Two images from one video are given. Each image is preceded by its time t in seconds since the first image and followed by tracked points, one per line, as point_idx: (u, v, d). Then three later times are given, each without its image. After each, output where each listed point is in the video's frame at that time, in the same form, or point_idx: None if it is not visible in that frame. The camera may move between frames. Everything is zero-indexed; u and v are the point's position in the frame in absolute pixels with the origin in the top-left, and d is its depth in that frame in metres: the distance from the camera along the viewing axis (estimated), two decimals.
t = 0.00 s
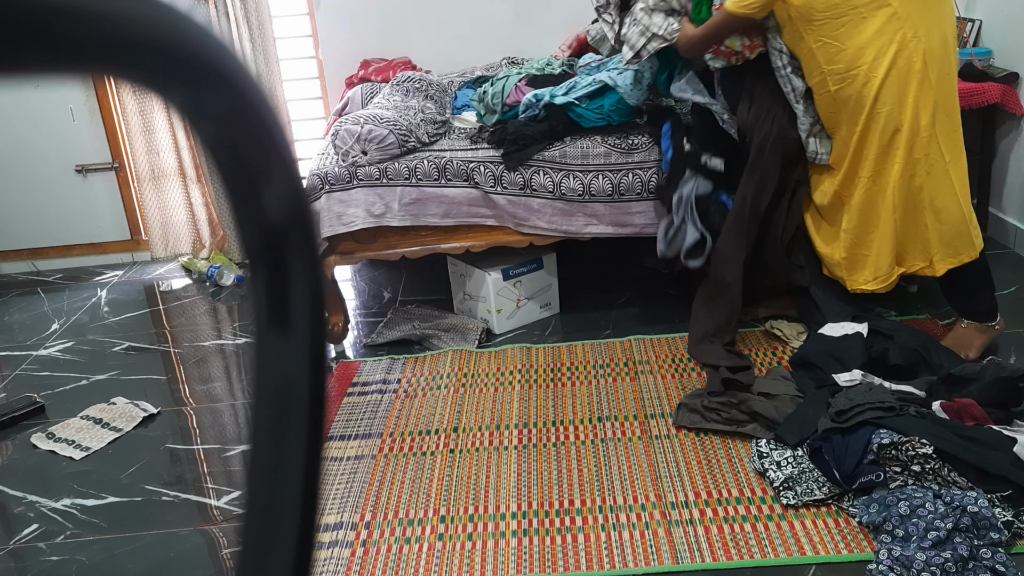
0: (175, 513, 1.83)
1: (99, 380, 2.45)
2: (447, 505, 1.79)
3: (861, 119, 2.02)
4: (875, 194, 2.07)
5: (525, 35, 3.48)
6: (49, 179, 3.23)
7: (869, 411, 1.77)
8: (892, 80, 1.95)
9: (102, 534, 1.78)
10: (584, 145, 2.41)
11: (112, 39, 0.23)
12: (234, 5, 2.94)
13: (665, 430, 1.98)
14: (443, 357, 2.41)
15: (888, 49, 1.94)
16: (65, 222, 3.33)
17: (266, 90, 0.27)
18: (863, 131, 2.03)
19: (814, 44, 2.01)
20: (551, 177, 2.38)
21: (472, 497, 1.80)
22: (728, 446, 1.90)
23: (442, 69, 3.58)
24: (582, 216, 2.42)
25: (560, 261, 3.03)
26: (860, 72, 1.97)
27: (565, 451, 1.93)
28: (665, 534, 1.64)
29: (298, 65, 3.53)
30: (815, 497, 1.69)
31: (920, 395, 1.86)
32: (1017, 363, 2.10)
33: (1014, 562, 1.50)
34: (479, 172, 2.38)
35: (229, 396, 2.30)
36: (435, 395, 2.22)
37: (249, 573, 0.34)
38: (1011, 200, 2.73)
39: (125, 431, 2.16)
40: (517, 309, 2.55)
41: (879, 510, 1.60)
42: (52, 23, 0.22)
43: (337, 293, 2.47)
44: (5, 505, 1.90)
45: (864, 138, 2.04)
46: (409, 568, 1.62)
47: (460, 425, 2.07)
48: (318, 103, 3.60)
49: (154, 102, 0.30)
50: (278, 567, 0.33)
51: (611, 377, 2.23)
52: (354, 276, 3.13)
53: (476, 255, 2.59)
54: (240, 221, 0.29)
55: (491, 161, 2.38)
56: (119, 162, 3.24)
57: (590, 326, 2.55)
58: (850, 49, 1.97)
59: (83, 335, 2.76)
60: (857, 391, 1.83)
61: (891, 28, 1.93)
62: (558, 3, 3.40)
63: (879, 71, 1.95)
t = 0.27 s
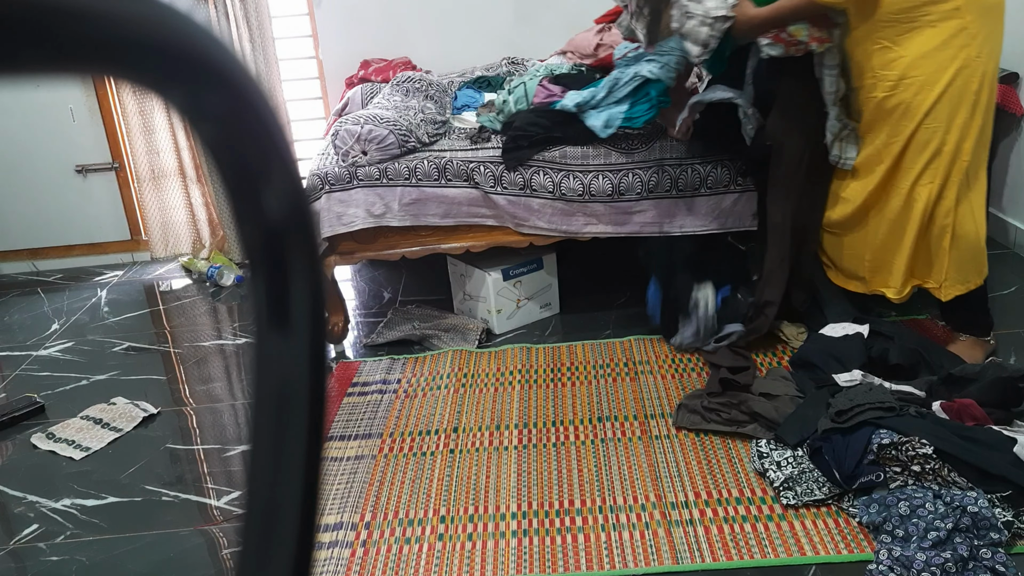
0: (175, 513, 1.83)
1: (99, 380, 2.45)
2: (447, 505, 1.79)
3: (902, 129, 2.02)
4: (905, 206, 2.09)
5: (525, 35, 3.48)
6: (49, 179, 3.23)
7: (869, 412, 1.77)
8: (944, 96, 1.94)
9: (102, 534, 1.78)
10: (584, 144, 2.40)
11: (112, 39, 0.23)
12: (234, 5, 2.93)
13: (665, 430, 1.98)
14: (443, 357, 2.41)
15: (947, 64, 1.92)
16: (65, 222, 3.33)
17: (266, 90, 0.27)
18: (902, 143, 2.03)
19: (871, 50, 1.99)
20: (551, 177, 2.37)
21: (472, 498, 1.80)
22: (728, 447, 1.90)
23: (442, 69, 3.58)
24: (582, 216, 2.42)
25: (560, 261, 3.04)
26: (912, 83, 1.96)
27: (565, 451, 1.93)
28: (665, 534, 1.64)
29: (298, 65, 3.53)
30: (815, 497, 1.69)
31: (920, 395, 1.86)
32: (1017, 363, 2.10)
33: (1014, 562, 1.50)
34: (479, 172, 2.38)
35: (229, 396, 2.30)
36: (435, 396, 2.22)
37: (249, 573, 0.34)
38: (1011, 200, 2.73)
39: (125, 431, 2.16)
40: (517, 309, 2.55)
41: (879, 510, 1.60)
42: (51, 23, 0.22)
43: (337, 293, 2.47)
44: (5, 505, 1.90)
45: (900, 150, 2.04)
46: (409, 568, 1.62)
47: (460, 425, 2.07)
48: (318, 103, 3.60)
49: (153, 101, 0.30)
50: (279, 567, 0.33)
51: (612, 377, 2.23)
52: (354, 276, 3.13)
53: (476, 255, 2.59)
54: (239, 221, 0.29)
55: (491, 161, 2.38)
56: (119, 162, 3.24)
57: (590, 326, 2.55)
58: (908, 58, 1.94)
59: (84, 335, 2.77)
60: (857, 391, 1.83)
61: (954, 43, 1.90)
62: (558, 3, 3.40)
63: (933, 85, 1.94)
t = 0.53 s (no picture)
0: (175, 513, 1.83)
1: (99, 380, 2.45)
2: (447, 505, 1.79)
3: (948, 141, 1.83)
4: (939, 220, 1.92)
5: (525, 36, 3.47)
6: (49, 179, 3.23)
7: (869, 412, 1.77)
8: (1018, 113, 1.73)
9: (102, 534, 1.78)
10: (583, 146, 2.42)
11: (113, 38, 0.23)
12: (234, 5, 2.94)
13: (665, 430, 1.98)
14: (443, 357, 2.41)
15: None
16: (65, 222, 3.33)
17: (266, 90, 0.27)
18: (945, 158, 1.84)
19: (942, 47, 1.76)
20: (551, 177, 2.38)
21: (472, 498, 1.80)
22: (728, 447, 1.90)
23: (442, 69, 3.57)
24: (583, 216, 2.42)
25: (560, 261, 3.04)
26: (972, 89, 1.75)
27: (565, 452, 1.93)
28: (665, 534, 1.64)
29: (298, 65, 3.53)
30: (815, 497, 1.69)
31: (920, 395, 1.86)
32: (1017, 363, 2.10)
33: (1014, 562, 1.50)
34: (479, 172, 2.38)
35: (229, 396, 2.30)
36: (435, 396, 2.22)
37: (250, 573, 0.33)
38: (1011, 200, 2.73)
39: (125, 431, 2.16)
40: (517, 309, 2.55)
41: (879, 510, 1.60)
42: (51, 25, 0.22)
43: (337, 293, 2.47)
44: (5, 505, 1.90)
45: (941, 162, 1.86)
46: (409, 568, 1.62)
47: (460, 425, 2.07)
48: (318, 103, 3.61)
49: (154, 102, 0.30)
50: (280, 567, 0.33)
51: (612, 377, 2.23)
52: (354, 276, 3.13)
53: (476, 255, 2.59)
54: (240, 222, 0.29)
55: (491, 161, 2.38)
56: (119, 162, 3.25)
57: (590, 326, 2.55)
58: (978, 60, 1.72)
59: (83, 335, 2.77)
60: (857, 391, 1.84)
61: None
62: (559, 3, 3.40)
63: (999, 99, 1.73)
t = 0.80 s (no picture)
0: (175, 514, 1.83)
1: (99, 380, 2.45)
2: (447, 505, 1.79)
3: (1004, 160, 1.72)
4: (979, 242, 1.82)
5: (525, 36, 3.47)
6: (49, 179, 3.23)
7: (869, 412, 1.76)
8: None
9: (102, 535, 1.78)
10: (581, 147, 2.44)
11: (113, 38, 0.23)
12: (234, 5, 2.94)
13: (665, 430, 1.98)
14: (443, 358, 2.41)
15: None
16: (65, 222, 3.33)
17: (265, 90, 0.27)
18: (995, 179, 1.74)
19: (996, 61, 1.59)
20: (551, 177, 2.38)
21: (472, 498, 1.80)
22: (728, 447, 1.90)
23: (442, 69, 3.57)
24: (583, 217, 2.43)
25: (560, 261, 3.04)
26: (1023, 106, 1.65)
27: (565, 452, 1.93)
28: (665, 534, 1.65)
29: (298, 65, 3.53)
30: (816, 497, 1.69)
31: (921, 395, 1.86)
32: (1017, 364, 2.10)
33: (1014, 562, 1.50)
34: (479, 172, 2.38)
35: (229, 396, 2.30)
36: (435, 396, 2.22)
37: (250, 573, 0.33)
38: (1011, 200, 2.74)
39: (125, 431, 2.16)
40: (517, 309, 2.55)
41: (879, 511, 1.60)
42: (50, 26, 0.22)
43: (337, 293, 2.47)
44: (5, 505, 1.90)
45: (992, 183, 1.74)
46: (409, 568, 1.62)
47: (460, 425, 2.07)
48: (318, 103, 3.60)
49: (153, 103, 0.30)
50: (280, 568, 0.33)
51: (612, 377, 2.23)
52: (354, 276, 3.13)
53: (476, 255, 2.59)
54: (240, 222, 0.29)
55: (491, 161, 2.38)
56: (119, 162, 3.25)
57: (590, 326, 2.56)
58: None
59: (83, 335, 2.77)
60: (857, 392, 1.84)
61: None
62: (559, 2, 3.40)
63: None
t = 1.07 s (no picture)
0: (175, 513, 1.83)
1: (99, 380, 2.45)
2: (447, 505, 1.79)
3: None
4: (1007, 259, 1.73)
5: (525, 35, 3.47)
6: (49, 179, 3.23)
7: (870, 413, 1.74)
8: None
9: (102, 535, 1.78)
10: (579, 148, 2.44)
11: (113, 39, 0.23)
12: (234, 5, 2.94)
13: (665, 431, 1.98)
14: (443, 358, 2.42)
15: None
16: (64, 222, 3.33)
17: (265, 90, 0.27)
18: None
19: None
20: (551, 177, 2.38)
21: (472, 498, 1.80)
22: (727, 447, 1.90)
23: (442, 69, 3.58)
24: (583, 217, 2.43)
25: (560, 261, 3.04)
26: None
27: (565, 452, 1.93)
28: (665, 534, 1.65)
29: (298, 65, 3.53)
30: (815, 497, 1.69)
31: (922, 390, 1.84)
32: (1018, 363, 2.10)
33: (1014, 562, 1.50)
34: (479, 172, 2.38)
35: (229, 396, 2.30)
36: (435, 396, 2.22)
37: (251, 572, 0.33)
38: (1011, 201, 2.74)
39: (125, 431, 2.16)
40: (517, 309, 2.55)
41: (879, 511, 1.60)
42: (49, 26, 0.22)
43: (337, 293, 2.47)
44: (5, 505, 1.90)
45: None
46: (409, 568, 1.62)
47: (460, 425, 2.07)
48: (318, 103, 3.61)
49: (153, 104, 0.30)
50: (280, 567, 0.33)
51: (612, 377, 2.23)
52: (354, 276, 3.14)
53: (476, 255, 2.59)
54: (240, 221, 0.29)
55: (491, 161, 2.38)
56: (119, 162, 3.24)
57: (590, 326, 2.56)
58: None
59: (83, 335, 2.77)
60: (857, 391, 1.81)
61: None
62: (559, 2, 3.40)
63: None
